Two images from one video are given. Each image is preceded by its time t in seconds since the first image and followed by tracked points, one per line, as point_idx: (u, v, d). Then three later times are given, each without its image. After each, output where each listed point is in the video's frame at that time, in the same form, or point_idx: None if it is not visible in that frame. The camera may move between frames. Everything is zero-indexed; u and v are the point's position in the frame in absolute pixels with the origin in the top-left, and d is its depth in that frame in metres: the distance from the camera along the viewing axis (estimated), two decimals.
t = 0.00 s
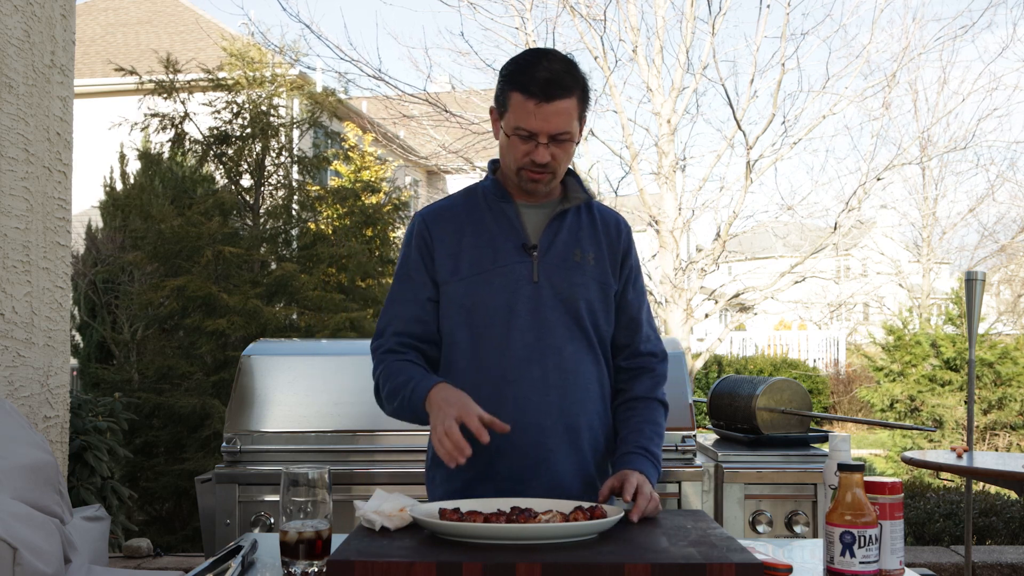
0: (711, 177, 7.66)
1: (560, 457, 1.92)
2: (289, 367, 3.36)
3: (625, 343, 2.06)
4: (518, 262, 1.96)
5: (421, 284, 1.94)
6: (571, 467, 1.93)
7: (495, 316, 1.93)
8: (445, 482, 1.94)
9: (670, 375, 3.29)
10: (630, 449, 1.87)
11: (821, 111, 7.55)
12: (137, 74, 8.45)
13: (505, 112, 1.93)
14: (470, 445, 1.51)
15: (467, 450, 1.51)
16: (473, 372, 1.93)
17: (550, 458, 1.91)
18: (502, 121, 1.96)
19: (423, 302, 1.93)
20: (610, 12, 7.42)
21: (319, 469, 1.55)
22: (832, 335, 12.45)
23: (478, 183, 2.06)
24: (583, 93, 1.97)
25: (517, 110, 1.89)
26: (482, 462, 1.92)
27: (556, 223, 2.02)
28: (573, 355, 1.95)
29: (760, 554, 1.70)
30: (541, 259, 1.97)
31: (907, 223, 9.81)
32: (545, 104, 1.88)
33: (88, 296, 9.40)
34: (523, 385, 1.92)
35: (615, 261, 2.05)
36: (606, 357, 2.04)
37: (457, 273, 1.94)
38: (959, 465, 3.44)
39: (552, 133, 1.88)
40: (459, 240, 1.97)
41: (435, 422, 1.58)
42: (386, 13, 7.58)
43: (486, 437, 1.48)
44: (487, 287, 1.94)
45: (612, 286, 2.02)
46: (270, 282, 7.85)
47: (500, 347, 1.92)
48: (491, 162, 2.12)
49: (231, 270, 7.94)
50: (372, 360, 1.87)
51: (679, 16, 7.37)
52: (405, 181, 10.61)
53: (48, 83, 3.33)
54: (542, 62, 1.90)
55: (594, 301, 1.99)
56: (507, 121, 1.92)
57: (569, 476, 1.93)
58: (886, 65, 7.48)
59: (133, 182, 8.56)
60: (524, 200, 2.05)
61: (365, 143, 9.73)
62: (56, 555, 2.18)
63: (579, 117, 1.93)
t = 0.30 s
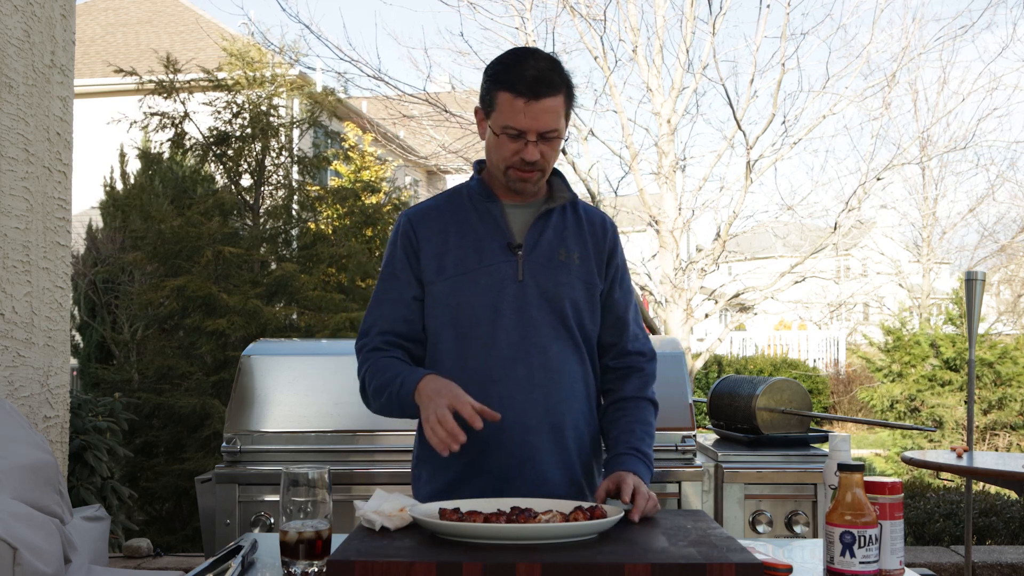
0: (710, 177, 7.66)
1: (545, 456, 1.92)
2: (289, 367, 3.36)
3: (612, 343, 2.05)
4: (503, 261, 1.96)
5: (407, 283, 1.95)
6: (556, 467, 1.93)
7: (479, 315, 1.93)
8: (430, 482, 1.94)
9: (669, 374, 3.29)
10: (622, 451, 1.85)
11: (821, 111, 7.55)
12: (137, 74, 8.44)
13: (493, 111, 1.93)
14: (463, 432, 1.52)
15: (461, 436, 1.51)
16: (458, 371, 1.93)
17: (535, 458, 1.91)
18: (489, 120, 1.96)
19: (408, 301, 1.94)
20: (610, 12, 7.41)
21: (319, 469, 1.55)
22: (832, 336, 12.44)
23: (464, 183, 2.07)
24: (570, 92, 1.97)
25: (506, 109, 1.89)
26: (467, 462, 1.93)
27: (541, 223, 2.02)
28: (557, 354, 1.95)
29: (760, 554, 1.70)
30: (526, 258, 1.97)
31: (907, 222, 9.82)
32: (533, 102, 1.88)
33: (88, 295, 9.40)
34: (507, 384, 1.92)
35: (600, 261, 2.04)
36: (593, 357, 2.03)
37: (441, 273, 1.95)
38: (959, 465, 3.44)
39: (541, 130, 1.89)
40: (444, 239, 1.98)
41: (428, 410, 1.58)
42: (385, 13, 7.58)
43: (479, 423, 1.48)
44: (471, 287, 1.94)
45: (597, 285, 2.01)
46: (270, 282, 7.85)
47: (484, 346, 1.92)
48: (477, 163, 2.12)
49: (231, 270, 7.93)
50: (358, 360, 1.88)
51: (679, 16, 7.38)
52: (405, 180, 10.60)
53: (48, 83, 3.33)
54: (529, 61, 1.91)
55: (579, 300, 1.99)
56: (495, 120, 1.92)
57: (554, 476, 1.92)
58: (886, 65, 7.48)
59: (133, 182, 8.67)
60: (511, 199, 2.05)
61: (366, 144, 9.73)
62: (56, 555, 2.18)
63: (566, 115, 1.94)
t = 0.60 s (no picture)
0: (710, 177, 7.65)
1: (515, 462, 1.94)
2: (288, 367, 3.36)
3: (587, 350, 2.09)
4: (482, 266, 1.97)
5: (386, 283, 1.94)
6: (526, 474, 1.95)
7: (457, 320, 1.93)
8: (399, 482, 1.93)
9: (667, 374, 3.29)
10: (602, 456, 1.90)
11: (820, 111, 7.55)
12: (137, 74, 8.44)
13: (483, 117, 1.93)
14: (450, 436, 1.51)
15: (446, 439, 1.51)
16: (434, 375, 1.93)
17: (505, 464, 1.93)
18: (479, 125, 1.95)
19: (387, 301, 1.93)
20: (610, 12, 7.42)
21: (319, 469, 1.55)
22: (832, 336, 12.44)
23: (444, 185, 2.07)
24: (559, 99, 1.98)
25: (499, 115, 1.89)
26: (438, 464, 1.93)
27: (521, 229, 2.03)
28: (533, 361, 1.96)
29: (760, 554, 1.70)
30: (505, 265, 1.98)
31: (907, 222, 9.83)
32: (526, 110, 1.89)
33: (88, 296, 9.39)
34: (483, 390, 1.93)
35: (577, 270, 2.07)
36: (567, 365, 2.06)
37: (420, 274, 1.94)
38: (959, 465, 3.44)
39: (533, 138, 1.90)
40: (424, 241, 1.97)
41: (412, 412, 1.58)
42: (386, 13, 7.58)
43: (463, 428, 1.46)
44: (450, 291, 1.94)
45: (573, 294, 2.04)
46: (270, 282, 7.84)
47: (462, 351, 1.93)
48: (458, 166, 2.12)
49: (231, 270, 7.93)
50: (333, 360, 1.86)
51: (679, 16, 7.39)
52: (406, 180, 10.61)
53: (48, 83, 3.33)
54: (522, 68, 1.91)
55: (556, 308, 2.01)
56: (486, 126, 1.92)
57: (523, 483, 1.95)
58: (885, 65, 7.48)
59: (133, 184, 8.48)
60: (493, 205, 2.06)
61: (365, 143, 9.74)
62: (56, 555, 2.18)
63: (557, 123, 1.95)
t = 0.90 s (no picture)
0: (710, 177, 7.64)
1: (495, 462, 1.96)
2: (288, 367, 3.36)
3: (568, 349, 2.12)
4: (464, 266, 1.97)
5: (368, 283, 1.93)
6: (506, 473, 1.97)
7: (439, 320, 1.94)
8: (382, 481, 1.92)
9: (667, 374, 3.28)
10: (594, 458, 1.91)
11: (820, 111, 7.55)
12: (137, 74, 8.44)
13: (472, 120, 1.92)
14: (453, 440, 1.51)
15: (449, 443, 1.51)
16: (416, 375, 1.93)
17: (485, 463, 1.95)
18: (466, 128, 1.95)
19: (370, 300, 1.92)
20: (610, 12, 7.42)
21: (319, 469, 1.55)
22: (832, 336, 12.45)
23: (426, 186, 2.07)
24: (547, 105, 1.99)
25: (489, 119, 1.89)
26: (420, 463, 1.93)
27: (502, 230, 2.05)
28: (514, 361, 1.98)
29: (760, 554, 1.70)
30: (487, 265, 1.99)
31: (907, 222, 9.84)
32: (517, 115, 1.89)
33: (88, 295, 9.40)
34: (464, 390, 1.94)
35: (557, 269, 2.10)
36: (548, 364, 2.08)
37: (402, 274, 1.95)
38: (959, 465, 3.44)
39: (523, 144, 1.90)
40: (406, 241, 1.97)
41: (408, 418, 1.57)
42: (386, 13, 7.57)
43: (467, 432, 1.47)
44: (433, 290, 1.94)
45: (554, 294, 2.07)
46: (270, 282, 7.83)
47: (444, 351, 1.93)
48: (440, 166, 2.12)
49: (231, 270, 7.93)
50: (315, 361, 1.84)
51: (679, 16, 7.40)
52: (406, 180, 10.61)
53: (48, 83, 3.33)
54: (513, 72, 1.91)
55: (537, 308, 2.03)
56: (475, 130, 1.91)
57: (505, 482, 1.96)
58: (885, 65, 7.47)
59: (133, 182, 8.70)
60: (475, 206, 2.06)
61: (365, 143, 9.73)
62: (56, 556, 2.18)
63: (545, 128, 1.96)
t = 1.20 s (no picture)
0: (710, 177, 7.64)
1: (487, 461, 1.96)
2: (288, 367, 3.36)
3: (560, 347, 2.12)
4: (453, 266, 1.97)
5: (358, 284, 1.93)
6: (498, 473, 1.97)
7: (428, 320, 1.94)
8: (376, 483, 1.91)
9: (667, 374, 3.28)
10: (592, 459, 1.91)
11: (820, 111, 7.55)
12: (137, 74, 8.44)
13: (461, 118, 1.94)
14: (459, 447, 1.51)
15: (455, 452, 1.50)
16: (406, 376, 1.93)
17: (477, 463, 1.95)
18: (455, 127, 1.96)
19: (360, 301, 1.92)
20: (610, 12, 7.43)
21: (319, 470, 1.55)
22: (832, 336, 12.45)
23: (414, 186, 2.07)
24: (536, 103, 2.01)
25: (478, 118, 1.91)
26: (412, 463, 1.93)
27: (491, 230, 2.05)
28: (504, 361, 1.98)
29: (760, 554, 1.70)
30: (476, 265, 1.99)
31: (907, 222, 9.84)
32: (505, 112, 1.90)
33: (88, 295, 9.40)
34: (455, 390, 1.94)
35: (547, 268, 2.10)
36: (540, 363, 2.09)
37: (392, 274, 1.94)
38: (959, 465, 3.44)
39: (511, 141, 1.92)
40: (395, 241, 1.97)
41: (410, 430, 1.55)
42: (386, 13, 7.57)
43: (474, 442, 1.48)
44: (422, 291, 1.94)
45: (544, 292, 2.07)
46: (270, 282, 7.83)
47: (434, 351, 1.93)
48: (429, 167, 2.13)
49: (231, 270, 7.93)
50: (306, 363, 1.84)
51: (679, 16, 7.41)
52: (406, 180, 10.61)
53: (48, 83, 3.33)
54: (502, 70, 1.93)
55: (527, 307, 2.03)
56: (463, 128, 1.93)
57: (496, 482, 1.96)
58: (886, 65, 7.47)
59: (133, 182, 8.73)
60: (465, 206, 2.07)
61: (366, 143, 9.74)
62: (56, 555, 2.17)
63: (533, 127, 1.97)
